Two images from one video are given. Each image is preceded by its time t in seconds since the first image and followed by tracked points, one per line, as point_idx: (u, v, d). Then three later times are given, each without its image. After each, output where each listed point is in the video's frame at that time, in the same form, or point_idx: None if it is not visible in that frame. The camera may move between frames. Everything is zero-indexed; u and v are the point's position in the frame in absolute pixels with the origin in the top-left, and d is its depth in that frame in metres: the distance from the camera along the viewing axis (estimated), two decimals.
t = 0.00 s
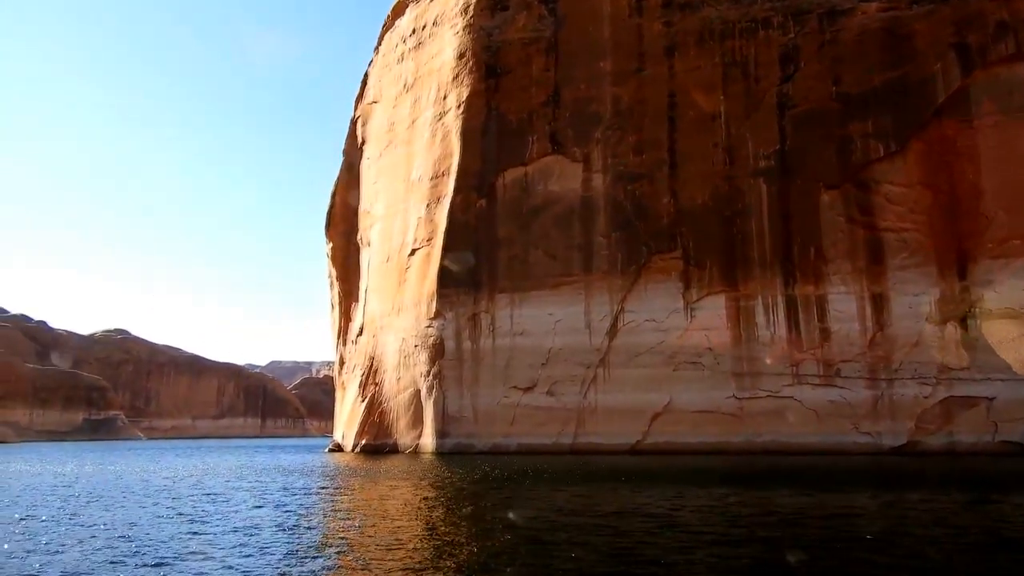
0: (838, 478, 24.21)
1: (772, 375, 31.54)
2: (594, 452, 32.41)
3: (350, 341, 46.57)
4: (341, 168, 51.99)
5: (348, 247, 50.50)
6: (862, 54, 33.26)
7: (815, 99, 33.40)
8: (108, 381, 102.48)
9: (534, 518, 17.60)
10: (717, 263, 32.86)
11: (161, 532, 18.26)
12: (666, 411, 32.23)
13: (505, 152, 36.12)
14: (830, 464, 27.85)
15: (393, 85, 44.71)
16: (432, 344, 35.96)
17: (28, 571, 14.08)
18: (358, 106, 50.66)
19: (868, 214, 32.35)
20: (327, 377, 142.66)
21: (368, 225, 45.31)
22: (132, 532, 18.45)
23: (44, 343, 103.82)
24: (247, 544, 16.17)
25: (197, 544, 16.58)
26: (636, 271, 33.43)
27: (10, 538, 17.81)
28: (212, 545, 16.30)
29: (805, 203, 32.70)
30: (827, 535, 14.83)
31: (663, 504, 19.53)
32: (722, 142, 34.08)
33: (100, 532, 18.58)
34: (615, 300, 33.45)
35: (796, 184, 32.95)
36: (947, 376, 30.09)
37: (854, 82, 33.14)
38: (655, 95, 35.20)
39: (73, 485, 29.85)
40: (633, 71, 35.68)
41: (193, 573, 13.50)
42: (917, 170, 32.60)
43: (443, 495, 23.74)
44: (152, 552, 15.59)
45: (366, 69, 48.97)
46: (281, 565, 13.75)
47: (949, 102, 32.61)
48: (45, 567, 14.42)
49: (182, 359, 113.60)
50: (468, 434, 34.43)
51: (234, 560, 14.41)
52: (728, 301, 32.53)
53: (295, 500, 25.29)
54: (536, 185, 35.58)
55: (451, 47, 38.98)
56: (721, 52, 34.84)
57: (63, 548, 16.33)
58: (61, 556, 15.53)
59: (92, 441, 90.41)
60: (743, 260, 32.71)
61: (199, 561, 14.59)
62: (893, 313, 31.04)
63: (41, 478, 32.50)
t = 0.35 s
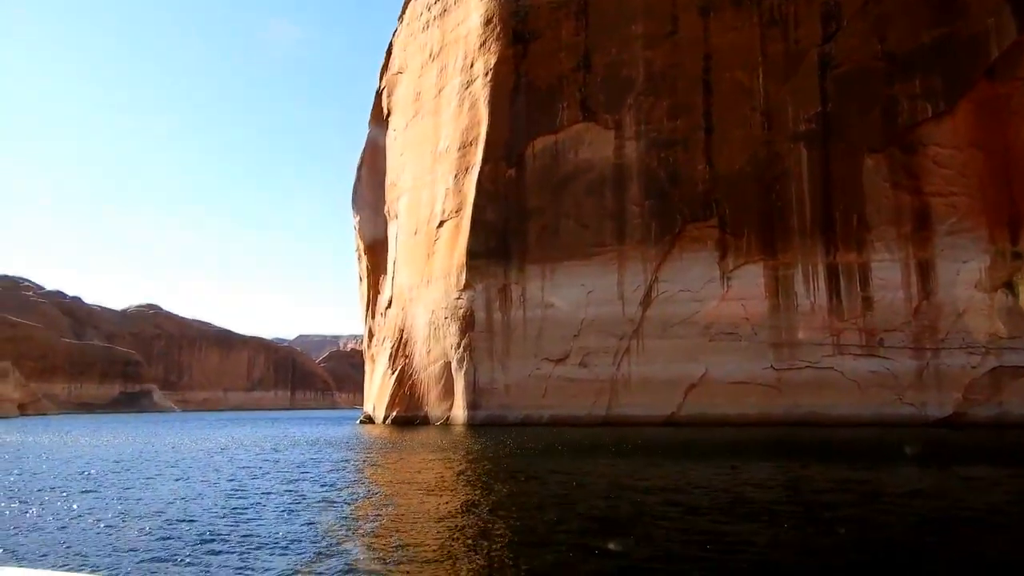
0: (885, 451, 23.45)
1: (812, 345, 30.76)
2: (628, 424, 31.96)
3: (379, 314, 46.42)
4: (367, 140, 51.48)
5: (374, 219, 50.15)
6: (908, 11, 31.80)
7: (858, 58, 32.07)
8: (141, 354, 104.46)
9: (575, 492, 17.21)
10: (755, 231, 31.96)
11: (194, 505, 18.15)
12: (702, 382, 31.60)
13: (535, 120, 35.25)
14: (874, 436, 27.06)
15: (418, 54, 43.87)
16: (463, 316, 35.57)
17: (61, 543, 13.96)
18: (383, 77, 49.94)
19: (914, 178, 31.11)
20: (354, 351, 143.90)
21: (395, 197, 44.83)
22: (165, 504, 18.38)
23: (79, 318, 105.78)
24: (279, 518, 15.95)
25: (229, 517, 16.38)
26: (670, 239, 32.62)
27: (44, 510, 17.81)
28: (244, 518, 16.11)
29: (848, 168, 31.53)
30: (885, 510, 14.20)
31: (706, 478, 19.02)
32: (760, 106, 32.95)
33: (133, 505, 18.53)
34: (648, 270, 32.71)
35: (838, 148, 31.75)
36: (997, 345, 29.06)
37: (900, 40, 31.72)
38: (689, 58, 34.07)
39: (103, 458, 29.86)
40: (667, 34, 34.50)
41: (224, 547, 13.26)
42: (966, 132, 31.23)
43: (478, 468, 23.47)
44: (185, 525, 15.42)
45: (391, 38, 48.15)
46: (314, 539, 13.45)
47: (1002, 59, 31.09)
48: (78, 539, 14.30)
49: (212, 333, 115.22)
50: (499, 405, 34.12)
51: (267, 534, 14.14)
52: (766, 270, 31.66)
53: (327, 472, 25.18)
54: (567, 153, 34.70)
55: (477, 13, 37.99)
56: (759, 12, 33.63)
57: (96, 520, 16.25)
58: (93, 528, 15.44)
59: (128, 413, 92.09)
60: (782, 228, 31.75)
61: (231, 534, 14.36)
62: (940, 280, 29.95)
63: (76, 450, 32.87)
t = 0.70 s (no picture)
0: (930, 420, 22.70)
1: (851, 311, 29.92)
2: (660, 393, 31.45)
3: (406, 284, 46.09)
4: (390, 108, 50.73)
5: (399, 188, 49.63)
6: None
7: (902, 12, 30.68)
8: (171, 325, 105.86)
9: (613, 463, 16.81)
10: (792, 194, 30.97)
11: (223, 476, 18.04)
12: (736, 350, 30.91)
13: (562, 83, 34.27)
14: (916, 404, 26.27)
15: (441, 17, 42.84)
16: (490, 285, 35.08)
17: (90, 515, 13.87)
18: (405, 42, 48.98)
19: (960, 137, 29.84)
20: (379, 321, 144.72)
21: (420, 165, 44.22)
22: (194, 475, 18.32)
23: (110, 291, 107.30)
24: (308, 489, 15.77)
25: (257, 488, 16.24)
26: (703, 204, 31.73)
27: (75, 481, 17.82)
28: (273, 489, 15.96)
29: (890, 127, 30.32)
30: (942, 481, 13.58)
31: (747, 449, 18.53)
32: (798, 64, 31.76)
33: (163, 476, 18.49)
34: (680, 237, 31.86)
35: (880, 105, 30.45)
36: None
37: None
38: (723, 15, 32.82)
39: (129, 431, 29.66)
40: None
41: (250, 522, 12.79)
42: (1017, 86, 29.80)
43: (508, 439, 23.19)
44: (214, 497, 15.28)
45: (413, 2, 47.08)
46: (344, 511, 13.21)
47: None
48: (107, 510, 14.21)
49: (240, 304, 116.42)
50: (529, 375, 33.74)
51: (297, 506, 13.93)
52: (803, 235, 30.70)
53: (355, 443, 25.06)
54: (596, 117, 33.73)
55: None
56: None
57: (126, 492, 16.19)
58: (122, 500, 15.36)
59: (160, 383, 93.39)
60: (819, 191, 30.78)
61: (260, 505, 14.18)
62: (987, 243, 28.81)
63: (108, 421, 33.15)
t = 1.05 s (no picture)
0: (978, 401, 21.76)
1: (891, 290, 29.00)
2: (690, 374, 30.75)
3: (429, 265, 45.62)
4: (411, 87, 50.03)
5: (422, 169, 49.02)
6: None
7: None
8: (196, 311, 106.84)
9: (651, 448, 16.26)
10: (828, 169, 29.96)
11: (246, 458, 17.77)
12: (769, 330, 30.09)
13: (589, 57, 33.38)
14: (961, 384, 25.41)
15: None
16: (516, 266, 34.47)
17: (112, 495, 13.62)
18: (426, 19, 48.16)
19: (1006, 106, 28.86)
20: (401, 305, 145.09)
21: (443, 145, 43.57)
22: (218, 457, 18.08)
23: (136, 276, 108.04)
24: (333, 470, 15.41)
25: (281, 469, 15.91)
26: (735, 180, 30.81)
27: (98, 462, 17.64)
28: (297, 470, 15.63)
29: (932, 97, 29.40)
30: (1002, 463, 12.96)
31: (789, 432, 17.95)
32: (835, 33, 30.65)
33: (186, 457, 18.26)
34: (712, 214, 31.00)
35: (920, 78, 29.58)
36: None
37: None
38: None
39: (149, 415, 29.20)
40: None
41: (271, 504, 12.11)
42: None
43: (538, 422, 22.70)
44: (237, 478, 14.98)
45: None
46: (369, 491, 12.79)
47: None
48: (129, 490, 13.96)
49: (263, 289, 117.58)
50: (557, 356, 33.17)
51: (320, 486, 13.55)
52: (840, 211, 29.74)
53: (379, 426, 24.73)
54: (623, 91, 32.84)
55: None
56: None
57: (148, 472, 15.95)
58: (144, 480, 15.11)
59: (187, 367, 94.16)
60: (857, 166, 29.78)
61: (283, 485, 13.83)
62: None
63: (134, 405, 33.19)
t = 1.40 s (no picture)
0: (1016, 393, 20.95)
1: (920, 279, 28.24)
2: (713, 368, 30.05)
3: (444, 262, 45.16)
4: (423, 81, 49.53)
5: (435, 164, 48.52)
6: None
7: None
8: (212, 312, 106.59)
9: (683, 445, 15.73)
10: (853, 157, 29.20)
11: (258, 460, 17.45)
12: (794, 322, 29.37)
13: (605, 47, 32.74)
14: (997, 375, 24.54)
15: None
16: (532, 261, 33.93)
17: (119, 499, 13.30)
18: (438, 13, 47.63)
19: None
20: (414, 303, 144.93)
21: (457, 139, 43.10)
22: (230, 460, 17.72)
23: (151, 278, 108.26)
24: (344, 471, 15.02)
25: (292, 470, 15.56)
26: (757, 170, 30.05)
27: (110, 465, 17.37)
28: (309, 471, 15.24)
29: (961, 79, 28.52)
30: None
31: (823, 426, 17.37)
32: (858, 16, 29.86)
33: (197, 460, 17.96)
34: (733, 205, 30.29)
35: (948, 61, 28.80)
36: None
37: None
38: None
39: (163, 418, 28.80)
40: None
41: (286, 508, 11.61)
42: None
43: (560, 419, 22.12)
44: (246, 480, 14.63)
45: None
46: (380, 492, 12.38)
47: None
48: (137, 493, 13.64)
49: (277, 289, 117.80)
50: (576, 352, 32.55)
51: (330, 488, 13.16)
52: (866, 199, 29.01)
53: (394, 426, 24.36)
54: (640, 81, 32.19)
55: None
56: None
57: (157, 475, 15.64)
58: (156, 485, 14.62)
59: (204, 368, 94.33)
60: (883, 153, 29.01)
61: (292, 488, 13.44)
62: None
63: (150, 407, 33.06)
